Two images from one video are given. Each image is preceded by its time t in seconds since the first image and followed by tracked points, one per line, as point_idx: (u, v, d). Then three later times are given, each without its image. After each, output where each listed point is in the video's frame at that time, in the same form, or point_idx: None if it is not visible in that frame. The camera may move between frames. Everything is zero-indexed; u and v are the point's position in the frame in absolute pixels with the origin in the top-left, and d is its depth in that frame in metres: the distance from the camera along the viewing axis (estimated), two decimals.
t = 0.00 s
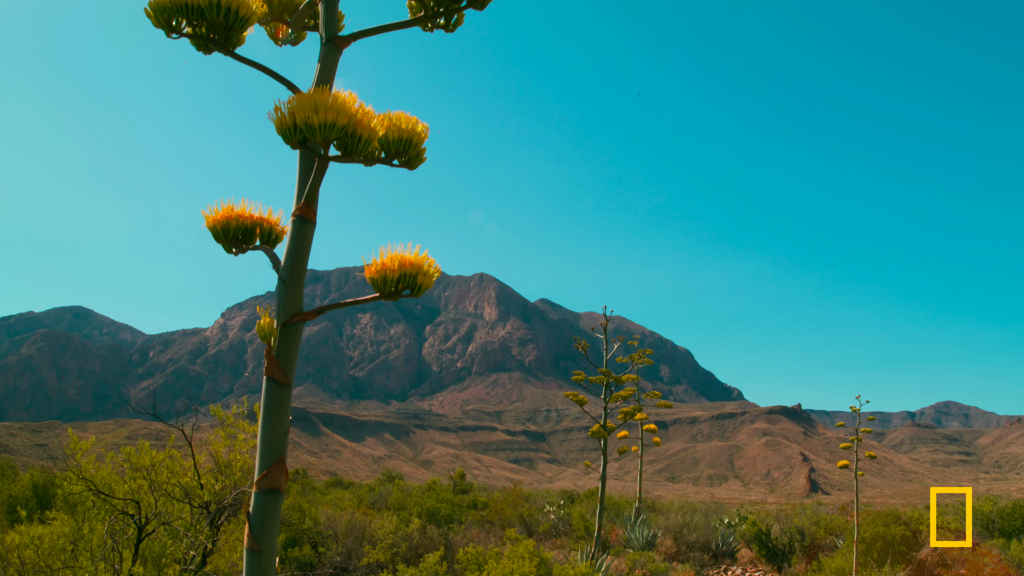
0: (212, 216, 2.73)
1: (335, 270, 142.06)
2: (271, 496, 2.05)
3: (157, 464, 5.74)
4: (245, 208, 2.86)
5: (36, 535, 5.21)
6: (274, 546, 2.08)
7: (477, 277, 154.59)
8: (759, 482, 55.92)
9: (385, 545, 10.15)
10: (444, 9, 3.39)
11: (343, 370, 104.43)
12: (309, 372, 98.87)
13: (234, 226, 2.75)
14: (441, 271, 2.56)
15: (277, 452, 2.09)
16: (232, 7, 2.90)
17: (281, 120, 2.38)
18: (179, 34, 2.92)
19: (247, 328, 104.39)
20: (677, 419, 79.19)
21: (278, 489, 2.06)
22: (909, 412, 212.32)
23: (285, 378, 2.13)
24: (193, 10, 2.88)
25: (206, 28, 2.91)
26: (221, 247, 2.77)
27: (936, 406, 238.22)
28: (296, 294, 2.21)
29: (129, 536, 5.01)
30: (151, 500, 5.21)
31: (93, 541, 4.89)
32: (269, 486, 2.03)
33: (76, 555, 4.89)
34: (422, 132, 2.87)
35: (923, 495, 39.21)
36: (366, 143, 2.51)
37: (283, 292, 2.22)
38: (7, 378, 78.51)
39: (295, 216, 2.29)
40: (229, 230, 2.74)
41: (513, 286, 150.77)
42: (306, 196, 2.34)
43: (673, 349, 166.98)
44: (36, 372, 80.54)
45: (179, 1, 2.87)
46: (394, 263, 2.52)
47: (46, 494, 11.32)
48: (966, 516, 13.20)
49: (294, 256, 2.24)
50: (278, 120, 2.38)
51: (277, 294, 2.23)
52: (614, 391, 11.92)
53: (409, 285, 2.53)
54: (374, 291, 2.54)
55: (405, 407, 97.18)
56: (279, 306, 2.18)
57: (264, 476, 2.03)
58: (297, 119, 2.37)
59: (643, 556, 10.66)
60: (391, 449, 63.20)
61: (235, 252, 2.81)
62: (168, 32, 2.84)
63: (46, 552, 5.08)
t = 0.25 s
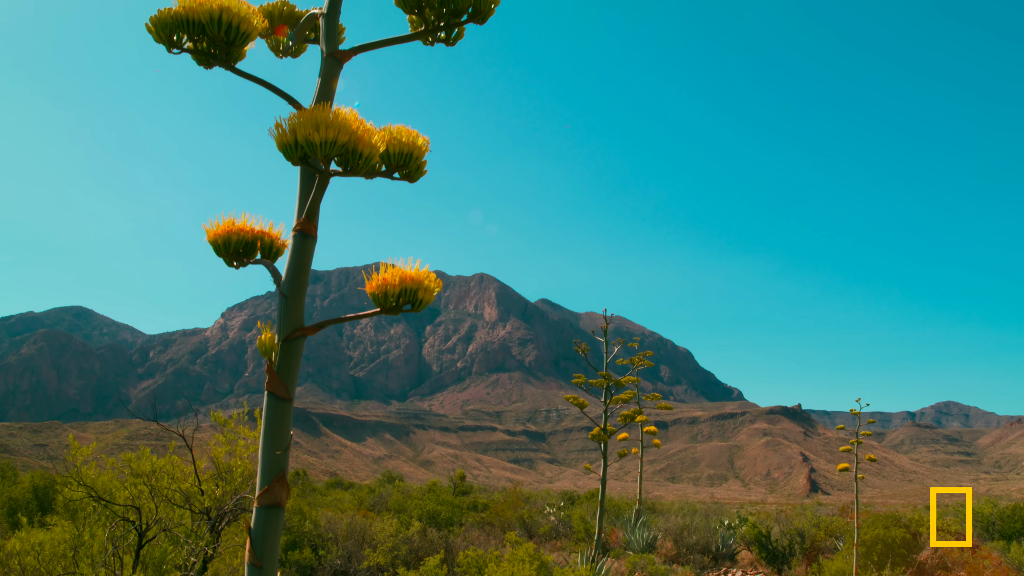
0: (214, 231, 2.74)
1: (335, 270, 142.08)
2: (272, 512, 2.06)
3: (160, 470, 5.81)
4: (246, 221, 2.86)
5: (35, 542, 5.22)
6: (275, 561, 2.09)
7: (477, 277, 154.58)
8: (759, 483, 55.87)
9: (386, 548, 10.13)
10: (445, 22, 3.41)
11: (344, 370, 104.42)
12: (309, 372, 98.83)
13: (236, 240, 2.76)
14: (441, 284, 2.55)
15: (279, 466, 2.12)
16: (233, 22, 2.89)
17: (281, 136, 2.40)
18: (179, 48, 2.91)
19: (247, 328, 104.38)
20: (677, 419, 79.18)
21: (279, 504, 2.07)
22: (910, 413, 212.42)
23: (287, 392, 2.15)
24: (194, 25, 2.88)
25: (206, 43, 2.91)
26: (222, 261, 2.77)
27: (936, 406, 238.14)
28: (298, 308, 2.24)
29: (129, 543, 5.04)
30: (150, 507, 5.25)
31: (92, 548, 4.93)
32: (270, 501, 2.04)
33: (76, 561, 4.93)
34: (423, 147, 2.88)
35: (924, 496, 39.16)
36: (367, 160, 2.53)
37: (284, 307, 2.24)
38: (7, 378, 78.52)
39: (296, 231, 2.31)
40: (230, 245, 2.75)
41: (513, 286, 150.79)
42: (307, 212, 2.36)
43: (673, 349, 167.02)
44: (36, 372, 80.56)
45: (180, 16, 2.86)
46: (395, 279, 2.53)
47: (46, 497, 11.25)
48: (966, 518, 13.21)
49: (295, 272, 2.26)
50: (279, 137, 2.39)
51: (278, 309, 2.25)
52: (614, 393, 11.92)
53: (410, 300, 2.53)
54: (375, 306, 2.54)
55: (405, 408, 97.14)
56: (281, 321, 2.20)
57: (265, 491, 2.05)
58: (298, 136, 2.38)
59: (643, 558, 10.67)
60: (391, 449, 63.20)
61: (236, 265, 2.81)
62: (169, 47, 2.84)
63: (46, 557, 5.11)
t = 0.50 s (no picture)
0: (215, 244, 2.72)
1: (335, 270, 142.05)
2: (274, 526, 2.07)
3: (159, 479, 5.82)
4: (248, 235, 2.86)
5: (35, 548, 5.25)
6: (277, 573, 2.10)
7: (477, 278, 154.59)
8: (759, 483, 55.86)
9: (385, 551, 10.12)
10: (445, 36, 3.44)
11: (344, 370, 104.41)
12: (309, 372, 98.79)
13: (237, 253, 2.76)
14: (442, 299, 2.55)
15: (280, 478, 2.14)
16: (235, 40, 2.90)
17: (283, 153, 2.41)
18: (181, 64, 2.91)
19: (247, 328, 104.34)
20: (677, 420, 79.20)
21: (281, 517, 2.09)
22: (910, 413, 212.56)
23: (289, 406, 2.17)
24: (196, 41, 2.88)
25: (208, 60, 2.91)
26: (223, 273, 2.76)
27: (936, 407, 238.10)
28: (298, 322, 2.24)
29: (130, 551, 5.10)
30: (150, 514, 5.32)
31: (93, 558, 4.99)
32: (271, 515, 2.06)
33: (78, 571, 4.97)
34: (425, 160, 2.91)
35: (924, 496, 39.20)
36: (369, 176, 2.53)
37: (286, 320, 2.25)
38: (7, 378, 78.52)
39: (297, 245, 2.32)
40: (231, 258, 2.75)
41: (512, 287, 150.79)
42: (307, 228, 2.37)
43: (673, 349, 167.11)
44: (36, 373, 80.61)
45: (182, 31, 2.85)
46: (396, 294, 2.51)
47: (47, 499, 11.25)
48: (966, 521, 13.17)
49: (297, 287, 2.27)
50: (280, 153, 2.40)
51: (280, 323, 2.27)
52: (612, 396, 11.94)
53: (411, 316, 2.52)
54: (375, 321, 2.53)
55: (405, 408, 97.13)
56: (282, 335, 2.21)
57: (267, 505, 2.07)
58: (298, 152, 2.39)
59: (643, 561, 10.67)
60: (391, 449, 63.20)
61: (237, 278, 2.81)
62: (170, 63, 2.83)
63: (47, 563, 5.17)
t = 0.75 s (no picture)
0: (215, 258, 2.68)
1: (335, 271, 142.01)
2: (274, 542, 2.06)
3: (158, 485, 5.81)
4: (248, 249, 2.80)
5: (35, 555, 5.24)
6: None
7: (477, 278, 154.62)
8: (759, 483, 55.84)
9: (386, 554, 10.08)
10: (446, 50, 3.42)
11: (344, 370, 104.37)
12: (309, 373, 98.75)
13: (238, 268, 2.72)
14: (442, 314, 2.55)
15: (281, 497, 2.12)
16: (236, 55, 2.83)
17: (284, 170, 2.38)
18: (180, 78, 2.84)
19: (247, 329, 104.30)
20: (677, 420, 79.20)
21: (281, 535, 2.07)
22: (910, 414, 212.68)
23: (290, 422, 2.15)
24: (196, 56, 2.81)
25: (209, 75, 2.83)
26: (223, 287, 2.72)
27: (936, 407, 238.32)
28: (300, 338, 2.21)
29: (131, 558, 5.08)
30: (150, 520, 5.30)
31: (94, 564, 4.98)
32: (273, 531, 2.05)
33: None
34: (426, 173, 2.90)
35: (925, 496, 39.21)
36: (370, 193, 2.51)
37: (286, 335, 2.22)
38: (7, 378, 78.46)
39: (298, 260, 2.29)
40: (232, 272, 2.71)
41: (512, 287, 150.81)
42: (308, 242, 2.34)
43: (673, 350, 167.17)
44: (36, 373, 80.58)
45: (182, 47, 2.80)
46: (397, 308, 2.50)
47: (47, 501, 11.28)
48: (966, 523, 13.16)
49: (296, 302, 2.23)
50: (281, 170, 2.36)
51: (280, 338, 2.23)
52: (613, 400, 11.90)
53: (412, 329, 2.50)
54: (377, 334, 2.52)
55: (405, 408, 97.12)
56: (283, 350, 2.17)
57: (268, 523, 2.05)
58: (299, 169, 2.35)
59: (644, 563, 10.65)
60: (391, 449, 63.16)
61: (237, 292, 2.76)
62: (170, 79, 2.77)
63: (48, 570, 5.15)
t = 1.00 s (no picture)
0: (217, 272, 2.68)
1: (335, 271, 142.00)
2: (275, 556, 2.06)
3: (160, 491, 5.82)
4: (250, 262, 2.80)
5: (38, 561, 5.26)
6: None
7: (477, 278, 154.52)
8: (759, 483, 55.84)
9: (385, 557, 10.05)
10: (447, 63, 3.42)
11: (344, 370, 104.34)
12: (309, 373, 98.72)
13: (239, 281, 2.72)
14: (442, 329, 2.54)
15: (281, 509, 2.12)
16: (237, 71, 2.83)
17: (284, 186, 2.36)
18: (183, 92, 2.83)
19: (247, 329, 104.30)
20: (677, 420, 79.20)
21: (282, 548, 2.07)
22: (910, 414, 212.78)
23: (291, 437, 2.15)
24: (198, 72, 2.80)
25: (210, 90, 2.82)
26: (224, 300, 2.72)
27: (935, 407, 238.44)
28: (300, 352, 2.21)
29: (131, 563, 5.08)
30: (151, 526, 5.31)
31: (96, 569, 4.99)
32: (273, 546, 2.05)
33: None
34: (426, 187, 2.92)
35: (925, 497, 39.19)
36: (372, 209, 2.52)
37: (287, 349, 2.21)
38: (7, 378, 78.44)
39: (299, 274, 2.28)
40: (233, 285, 2.71)
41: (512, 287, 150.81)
42: (309, 257, 2.33)
43: (673, 350, 167.33)
44: (36, 373, 80.59)
45: (184, 63, 2.79)
46: (398, 323, 2.49)
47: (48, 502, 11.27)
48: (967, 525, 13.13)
49: (297, 315, 2.22)
50: (282, 186, 2.35)
51: (281, 353, 2.22)
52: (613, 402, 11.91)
53: (412, 345, 2.49)
54: (378, 349, 2.51)
55: (405, 408, 97.11)
56: (283, 364, 2.18)
57: (269, 538, 2.05)
58: (301, 186, 2.36)
59: (644, 566, 10.63)
60: (391, 450, 63.15)
61: (238, 305, 2.76)
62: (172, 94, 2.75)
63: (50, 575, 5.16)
